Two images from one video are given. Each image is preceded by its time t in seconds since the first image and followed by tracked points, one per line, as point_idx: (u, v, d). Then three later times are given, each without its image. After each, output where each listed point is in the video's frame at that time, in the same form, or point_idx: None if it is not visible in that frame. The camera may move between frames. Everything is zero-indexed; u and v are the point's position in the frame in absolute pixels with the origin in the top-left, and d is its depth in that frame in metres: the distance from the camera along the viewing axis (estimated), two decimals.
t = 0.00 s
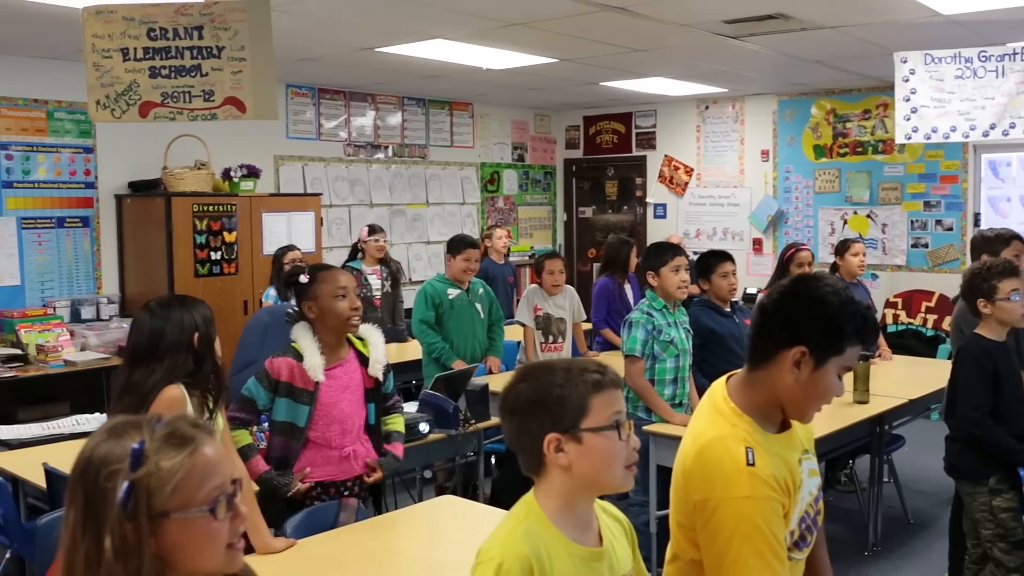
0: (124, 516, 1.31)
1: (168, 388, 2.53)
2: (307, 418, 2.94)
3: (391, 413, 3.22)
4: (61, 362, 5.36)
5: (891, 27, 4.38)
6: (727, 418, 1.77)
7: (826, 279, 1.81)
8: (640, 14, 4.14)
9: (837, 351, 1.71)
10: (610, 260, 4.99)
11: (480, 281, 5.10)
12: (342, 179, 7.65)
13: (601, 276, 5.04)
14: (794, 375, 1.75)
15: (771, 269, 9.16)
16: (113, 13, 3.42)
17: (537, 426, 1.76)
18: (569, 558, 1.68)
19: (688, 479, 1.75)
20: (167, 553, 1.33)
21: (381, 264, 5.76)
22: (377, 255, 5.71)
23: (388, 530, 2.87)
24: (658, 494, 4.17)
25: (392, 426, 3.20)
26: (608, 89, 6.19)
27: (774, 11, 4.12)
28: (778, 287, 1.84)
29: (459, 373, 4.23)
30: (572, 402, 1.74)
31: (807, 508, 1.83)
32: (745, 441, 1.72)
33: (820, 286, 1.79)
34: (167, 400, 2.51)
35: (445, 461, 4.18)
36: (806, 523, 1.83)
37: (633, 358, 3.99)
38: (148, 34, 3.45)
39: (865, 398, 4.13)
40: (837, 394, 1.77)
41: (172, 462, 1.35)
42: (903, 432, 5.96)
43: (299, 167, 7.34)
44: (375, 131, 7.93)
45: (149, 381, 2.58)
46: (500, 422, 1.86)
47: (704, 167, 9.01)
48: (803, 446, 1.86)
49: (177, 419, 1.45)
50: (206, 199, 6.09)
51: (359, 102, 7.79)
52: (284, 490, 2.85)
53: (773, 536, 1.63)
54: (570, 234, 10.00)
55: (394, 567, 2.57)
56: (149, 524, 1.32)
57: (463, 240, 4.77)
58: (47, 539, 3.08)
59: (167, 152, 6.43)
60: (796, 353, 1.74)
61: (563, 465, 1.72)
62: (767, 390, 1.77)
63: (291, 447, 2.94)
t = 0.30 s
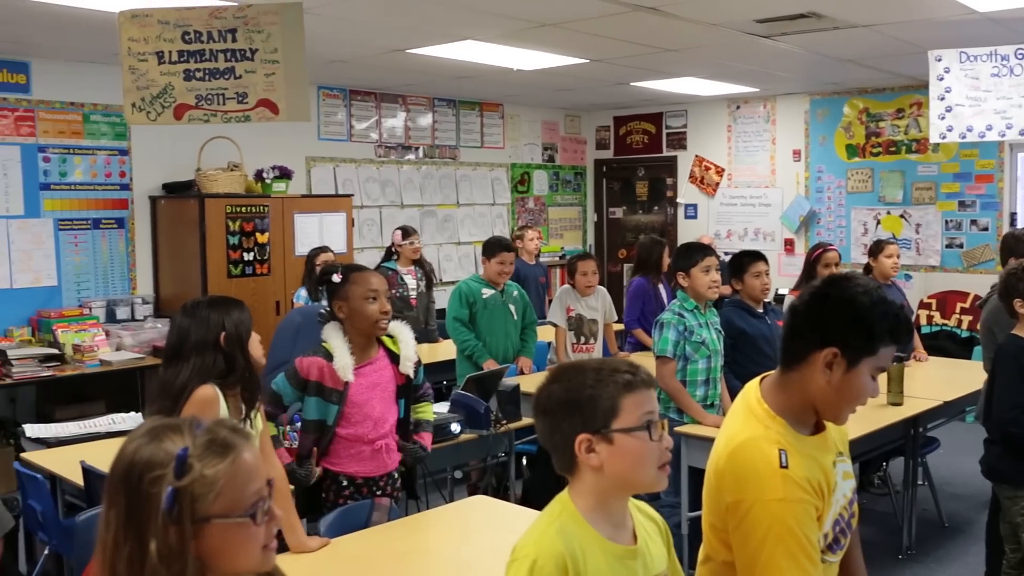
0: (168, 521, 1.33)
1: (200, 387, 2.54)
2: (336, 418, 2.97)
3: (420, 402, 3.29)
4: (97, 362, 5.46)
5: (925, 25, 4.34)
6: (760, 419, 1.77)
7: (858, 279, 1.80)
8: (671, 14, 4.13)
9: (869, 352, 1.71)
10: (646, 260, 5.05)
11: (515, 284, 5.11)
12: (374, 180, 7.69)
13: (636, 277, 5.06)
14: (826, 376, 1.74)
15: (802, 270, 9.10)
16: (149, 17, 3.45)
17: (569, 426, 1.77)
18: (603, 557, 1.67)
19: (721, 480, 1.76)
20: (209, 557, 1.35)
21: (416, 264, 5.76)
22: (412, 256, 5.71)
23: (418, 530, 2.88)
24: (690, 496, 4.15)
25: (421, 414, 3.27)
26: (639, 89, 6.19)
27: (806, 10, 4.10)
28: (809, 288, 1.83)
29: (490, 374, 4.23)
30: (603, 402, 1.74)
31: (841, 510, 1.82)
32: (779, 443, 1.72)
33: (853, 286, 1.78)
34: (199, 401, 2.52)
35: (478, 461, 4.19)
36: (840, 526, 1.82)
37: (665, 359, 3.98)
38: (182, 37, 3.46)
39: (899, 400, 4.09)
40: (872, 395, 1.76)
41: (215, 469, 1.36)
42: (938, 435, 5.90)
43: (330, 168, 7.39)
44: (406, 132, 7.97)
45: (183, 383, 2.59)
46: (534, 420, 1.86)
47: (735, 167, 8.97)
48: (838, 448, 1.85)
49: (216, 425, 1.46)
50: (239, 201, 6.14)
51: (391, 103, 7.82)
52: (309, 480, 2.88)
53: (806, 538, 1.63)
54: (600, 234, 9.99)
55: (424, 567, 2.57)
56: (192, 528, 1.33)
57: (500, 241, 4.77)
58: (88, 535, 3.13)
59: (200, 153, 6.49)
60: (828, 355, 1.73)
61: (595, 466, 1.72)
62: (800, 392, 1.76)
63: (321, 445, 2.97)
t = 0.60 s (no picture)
0: (200, 519, 1.34)
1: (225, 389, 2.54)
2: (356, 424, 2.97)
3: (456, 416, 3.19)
4: (125, 361, 5.52)
5: (953, 24, 4.30)
6: (788, 421, 1.75)
7: (888, 281, 1.80)
8: (697, 14, 4.12)
9: (900, 354, 1.70)
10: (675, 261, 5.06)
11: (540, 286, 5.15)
12: (398, 181, 7.71)
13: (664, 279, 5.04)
14: (855, 379, 1.73)
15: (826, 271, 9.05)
16: (178, 19, 3.47)
17: (582, 424, 1.77)
18: (619, 550, 1.67)
19: (749, 482, 1.75)
20: (239, 554, 1.36)
21: (443, 265, 5.79)
22: (439, 257, 5.73)
23: (442, 530, 2.88)
24: (716, 497, 4.14)
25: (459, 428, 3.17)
26: (663, 89, 6.17)
27: (833, 10, 4.07)
28: (838, 291, 1.83)
29: (515, 374, 4.27)
30: (615, 399, 1.74)
31: (870, 513, 1.81)
32: (806, 445, 1.71)
33: (882, 289, 1.77)
34: (223, 401, 2.52)
35: (503, 461, 4.19)
36: (869, 529, 1.81)
37: (690, 360, 3.98)
38: (210, 39, 3.48)
39: (927, 402, 4.06)
40: (902, 398, 1.75)
41: (247, 469, 1.37)
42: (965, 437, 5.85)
43: (355, 169, 7.42)
44: (431, 133, 7.99)
45: (207, 385, 2.61)
46: (548, 417, 1.87)
47: (761, 168, 8.93)
48: (866, 450, 1.84)
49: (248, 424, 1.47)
50: (265, 202, 6.18)
51: (415, 104, 7.84)
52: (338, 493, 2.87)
53: (833, 541, 1.63)
54: (625, 235, 9.99)
55: (447, 567, 2.57)
56: (223, 526, 1.35)
57: (523, 243, 4.81)
58: (118, 533, 3.15)
59: (227, 154, 6.54)
60: (857, 357, 1.72)
61: (607, 462, 1.73)
62: (829, 395, 1.75)
63: (345, 453, 2.97)
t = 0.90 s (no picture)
0: (226, 503, 1.36)
1: (253, 389, 2.55)
2: (404, 412, 2.99)
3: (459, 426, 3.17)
4: (150, 357, 5.57)
5: (980, 17, 4.27)
6: (815, 416, 1.75)
7: (916, 276, 1.78)
8: (720, 8, 4.10)
9: (929, 350, 1.68)
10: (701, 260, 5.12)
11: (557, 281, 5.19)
12: (420, 177, 7.73)
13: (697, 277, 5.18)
14: (884, 374, 1.72)
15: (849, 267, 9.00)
16: (201, 17, 3.49)
17: (592, 414, 1.77)
18: (631, 540, 1.67)
19: (775, 478, 1.75)
20: (264, 539, 1.37)
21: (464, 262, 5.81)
22: (462, 252, 5.75)
23: (465, 524, 2.90)
24: (739, 493, 4.12)
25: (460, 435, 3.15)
26: (685, 84, 6.15)
27: (858, 3, 4.04)
28: (867, 286, 1.81)
29: (538, 369, 4.33)
30: (626, 391, 1.74)
31: (897, 510, 1.81)
32: (834, 440, 1.70)
33: (912, 284, 1.75)
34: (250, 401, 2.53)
35: (526, 456, 4.20)
36: (896, 525, 1.80)
37: (713, 355, 3.97)
38: (234, 37, 3.50)
39: (952, 398, 4.03)
40: (930, 395, 1.73)
41: (271, 454, 1.38)
42: (991, 434, 5.81)
43: (378, 165, 7.44)
44: (453, 129, 8.00)
45: (233, 386, 2.64)
46: (556, 409, 1.87)
47: (784, 162, 8.88)
48: (892, 447, 1.83)
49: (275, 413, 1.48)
50: (288, 198, 6.21)
51: (437, 100, 7.85)
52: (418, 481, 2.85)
53: (860, 537, 1.62)
54: (647, 230, 9.98)
55: (470, 561, 2.59)
56: (248, 511, 1.36)
57: (539, 236, 4.84)
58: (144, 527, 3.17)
59: (250, 151, 6.58)
60: (886, 353, 1.71)
61: (617, 452, 1.72)
62: (857, 390, 1.74)
63: (403, 441, 2.98)
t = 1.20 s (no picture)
0: (247, 487, 1.36)
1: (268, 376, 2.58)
2: (431, 404, 3.00)
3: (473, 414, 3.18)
4: (173, 350, 5.61)
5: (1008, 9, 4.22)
6: (839, 411, 1.74)
7: (944, 270, 1.75)
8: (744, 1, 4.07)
9: (955, 345, 1.65)
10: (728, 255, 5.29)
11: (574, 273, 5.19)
12: (442, 171, 7.74)
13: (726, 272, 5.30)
14: (910, 369, 1.70)
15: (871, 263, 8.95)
16: (225, 11, 3.51)
17: (612, 409, 1.76)
18: (656, 533, 1.65)
19: (799, 472, 1.74)
20: (288, 522, 1.38)
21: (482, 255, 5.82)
22: (478, 246, 5.76)
23: (486, 516, 2.91)
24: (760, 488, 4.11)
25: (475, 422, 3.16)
26: (707, 78, 6.12)
27: None
28: (892, 280, 1.78)
29: (559, 364, 4.34)
30: (645, 384, 1.73)
31: (922, 506, 1.80)
32: (858, 435, 1.69)
33: (938, 278, 1.72)
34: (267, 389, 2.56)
35: (546, 450, 4.20)
36: (920, 521, 1.79)
37: (736, 350, 3.96)
38: (257, 31, 3.51)
39: (977, 395, 4.00)
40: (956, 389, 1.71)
41: (288, 434, 1.38)
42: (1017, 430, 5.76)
43: (399, 159, 7.45)
44: (474, 123, 8.00)
45: (248, 375, 2.66)
46: (575, 405, 1.86)
47: (806, 157, 8.84)
48: (918, 442, 1.82)
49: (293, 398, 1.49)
50: (310, 192, 6.23)
51: (458, 94, 7.86)
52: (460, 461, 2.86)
53: (884, 532, 1.62)
54: (668, 225, 9.95)
55: (493, 552, 2.60)
56: (270, 494, 1.36)
57: (552, 230, 4.88)
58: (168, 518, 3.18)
59: (272, 145, 6.60)
60: (912, 348, 1.69)
61: (638, 446, 1.71)
62: (882, 385, 1.72)
63: (431, 433, 2.99)
